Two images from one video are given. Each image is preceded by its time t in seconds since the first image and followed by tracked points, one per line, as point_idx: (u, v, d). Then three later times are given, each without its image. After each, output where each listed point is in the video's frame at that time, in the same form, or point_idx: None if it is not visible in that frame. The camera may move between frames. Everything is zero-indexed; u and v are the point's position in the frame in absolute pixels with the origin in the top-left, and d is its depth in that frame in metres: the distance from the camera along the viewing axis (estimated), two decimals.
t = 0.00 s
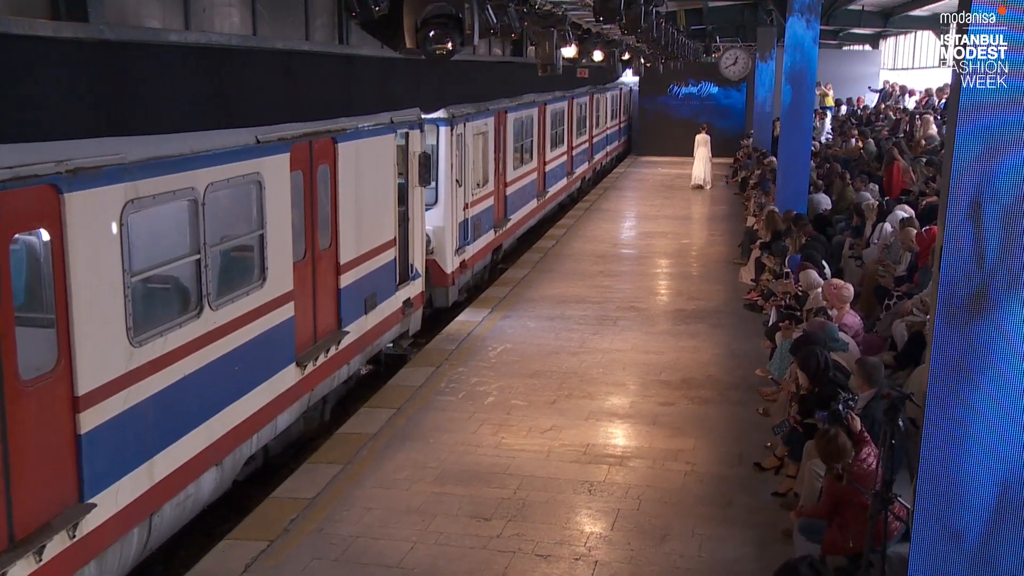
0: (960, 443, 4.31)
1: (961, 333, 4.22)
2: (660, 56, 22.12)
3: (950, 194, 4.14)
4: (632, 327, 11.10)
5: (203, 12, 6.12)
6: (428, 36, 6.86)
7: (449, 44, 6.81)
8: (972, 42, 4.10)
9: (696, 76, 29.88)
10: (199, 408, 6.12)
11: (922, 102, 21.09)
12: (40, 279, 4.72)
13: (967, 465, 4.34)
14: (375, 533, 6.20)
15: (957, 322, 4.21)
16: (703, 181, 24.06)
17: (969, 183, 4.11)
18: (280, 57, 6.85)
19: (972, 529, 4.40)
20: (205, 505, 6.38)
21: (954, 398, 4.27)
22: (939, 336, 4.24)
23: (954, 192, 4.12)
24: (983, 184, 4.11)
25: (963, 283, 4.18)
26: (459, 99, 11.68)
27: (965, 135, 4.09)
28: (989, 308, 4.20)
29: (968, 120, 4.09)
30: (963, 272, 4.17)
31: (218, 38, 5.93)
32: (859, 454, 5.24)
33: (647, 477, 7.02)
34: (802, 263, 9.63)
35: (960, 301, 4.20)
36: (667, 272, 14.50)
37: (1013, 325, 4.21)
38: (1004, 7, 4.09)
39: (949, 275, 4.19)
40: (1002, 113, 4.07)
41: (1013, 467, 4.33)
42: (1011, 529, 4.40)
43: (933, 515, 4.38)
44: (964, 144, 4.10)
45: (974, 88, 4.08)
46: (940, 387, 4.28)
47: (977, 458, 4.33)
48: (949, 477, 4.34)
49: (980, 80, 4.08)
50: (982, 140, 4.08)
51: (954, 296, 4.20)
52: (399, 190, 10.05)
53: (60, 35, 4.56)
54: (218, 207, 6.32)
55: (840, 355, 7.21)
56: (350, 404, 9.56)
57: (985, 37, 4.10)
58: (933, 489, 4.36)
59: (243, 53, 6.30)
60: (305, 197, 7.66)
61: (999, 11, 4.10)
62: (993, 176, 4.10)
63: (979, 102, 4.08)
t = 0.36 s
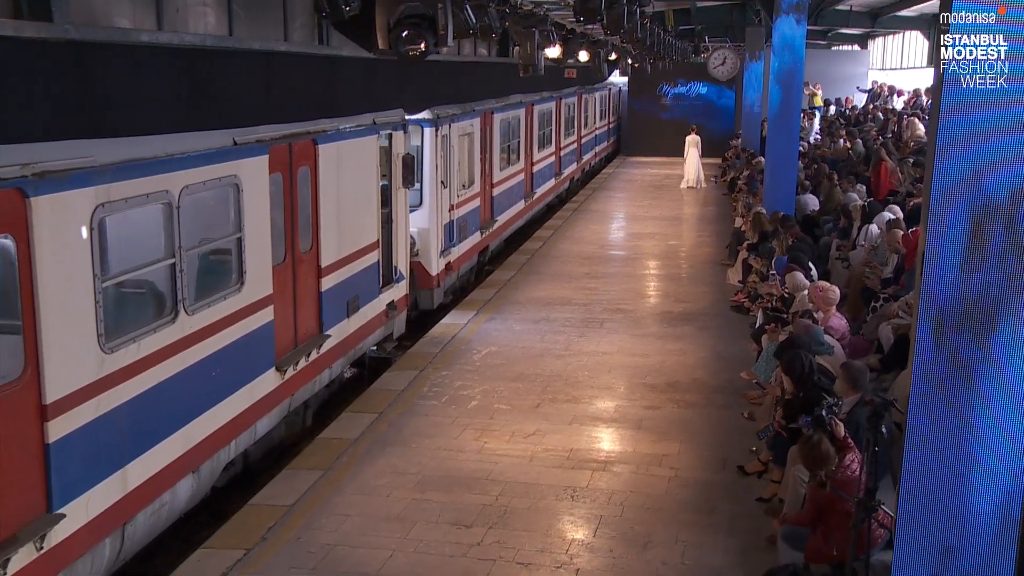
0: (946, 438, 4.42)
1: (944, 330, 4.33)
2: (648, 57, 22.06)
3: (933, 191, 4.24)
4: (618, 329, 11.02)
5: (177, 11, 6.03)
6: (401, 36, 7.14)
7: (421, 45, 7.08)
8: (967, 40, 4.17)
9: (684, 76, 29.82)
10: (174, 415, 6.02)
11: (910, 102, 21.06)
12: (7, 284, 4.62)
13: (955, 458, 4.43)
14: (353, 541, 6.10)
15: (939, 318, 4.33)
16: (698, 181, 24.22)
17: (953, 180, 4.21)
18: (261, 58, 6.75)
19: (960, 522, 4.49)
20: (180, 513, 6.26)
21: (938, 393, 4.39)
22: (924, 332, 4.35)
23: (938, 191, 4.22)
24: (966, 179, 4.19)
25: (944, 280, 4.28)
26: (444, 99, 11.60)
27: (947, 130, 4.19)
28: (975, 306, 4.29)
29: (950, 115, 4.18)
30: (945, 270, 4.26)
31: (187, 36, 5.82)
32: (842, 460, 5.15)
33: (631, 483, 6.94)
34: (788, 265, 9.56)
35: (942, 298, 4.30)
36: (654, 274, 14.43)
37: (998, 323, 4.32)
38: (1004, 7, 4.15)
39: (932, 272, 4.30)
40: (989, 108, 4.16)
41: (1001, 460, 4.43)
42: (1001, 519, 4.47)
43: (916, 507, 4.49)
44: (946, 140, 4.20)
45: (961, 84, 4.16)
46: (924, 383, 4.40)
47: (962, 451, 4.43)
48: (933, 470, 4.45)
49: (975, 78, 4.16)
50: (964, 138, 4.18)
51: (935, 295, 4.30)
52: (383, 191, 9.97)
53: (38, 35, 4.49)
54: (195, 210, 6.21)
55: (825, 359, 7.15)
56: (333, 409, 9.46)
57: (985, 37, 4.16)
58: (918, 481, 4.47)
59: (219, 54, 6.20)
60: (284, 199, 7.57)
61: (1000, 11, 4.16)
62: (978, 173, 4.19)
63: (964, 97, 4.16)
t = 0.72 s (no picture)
0: (928, 450, 4.41)
1: (928, 341, 4.32)
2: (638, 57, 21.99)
3: (917, 197, 4.26)
4: (607, 331, 10.94)
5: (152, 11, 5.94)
6: (377, 35, 6.77)
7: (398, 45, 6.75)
8: (967, 40, 4.20)
9: (676, 76, 29.75)
10: (151, 420, 5.91)
11: (901, 103, 21.02)
12: None
13: (937, 470, 4.43)
14: (335, 548, 6.01)
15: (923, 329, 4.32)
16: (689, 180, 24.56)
17: (935, 186, 4.23)
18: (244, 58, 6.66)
19: (941, 533, 4.49)
20: (159, 520, 6.15)
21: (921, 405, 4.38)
22: (907, 342, 4.34)
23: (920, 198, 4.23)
24: (949, 184, 4.22)
25: (927, 290, 4.28)
26: (432, 100, 11.52)
27: (933, 133, 4.22)
28: (967, 313, 4.27)
29: (942, 117, 4.22)
30: (927, 278, 4.27)
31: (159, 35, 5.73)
32: (827, 466, 5.05)
33: (617, 488, 6.87)
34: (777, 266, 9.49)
35: (925, 308, 4.30)
36: (644, 275, 14.35)
37: (989, 330, 4.30)
38: (1004, 9, 4.17)
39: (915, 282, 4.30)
40: (988, 107, 4.20)
41: (985, 469, 4.40)
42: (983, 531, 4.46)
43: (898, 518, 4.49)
44: (930, 143, 4.23)
45: (959, 84, 4.21)
46: (906, 395, 4.38)
47: (943, 463, 4.42)
48: (915, 482, 4.44)
49: (974, 78, 4.21)
50: (949, 141, 4.21)
51: (918, 304, 4.30)
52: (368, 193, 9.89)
53: (5, 34, 4.40)
54: (172, 212, 6.11)
55: (813, 361, 7.09)
56: (318, 412, 9.36)
57: (986, 37, 4.19)
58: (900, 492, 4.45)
59: (199, 54, 6.12)
60: (266, 201, 7.49)
61: (1000, 11, 4.18)
62: (962, 177, 4.21)
63: (961, 97, 4.20)
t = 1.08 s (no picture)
0: (917, 464, 4.64)
1: (913, 359, 4.55)
2: (633, 57, 21.91)
3: (903, 212, 4.47)
4: (599, 332, 10.86)
5: (134, 9, 5.84)
6: (355, 34, 6.69)
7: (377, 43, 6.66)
8: (967, 40, 4.33)
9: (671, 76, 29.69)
10: (134, 426, 5.82)
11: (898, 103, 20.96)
12: None
13: (927, 482, 4.65)
14: (320, 553, 5.93)
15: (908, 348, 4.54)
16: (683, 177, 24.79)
17: (920, 202, 4.44)
18: (223, 58, 6.64)
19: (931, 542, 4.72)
20: (143, 526, 6.06)
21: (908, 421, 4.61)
22: (894, 359, 4.58)
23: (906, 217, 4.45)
24: (934, 197, 4.43)
25: (913, 309, 4.50)
26: (423, 100, 11.45)
27: (918, 144, 4.42)
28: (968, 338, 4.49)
29: (934, 123, 4.40)
30: (915, 295, 4.48)
31: (138, 34, 5.64)
32: (818, 471, 4.98)
33: (607, 492, 6.79)
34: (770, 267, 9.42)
35: (911, 326, 4.51)
36: (638, 275, 14.27)
37: (987, 355, 4.51)
38: (1003, 8, 4.31)
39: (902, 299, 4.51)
40: (987, 106, 4.36)
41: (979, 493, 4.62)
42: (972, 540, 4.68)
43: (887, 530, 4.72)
44: (917, 154, 4.43)
45: (958, 84, 4.36)
46: (893, 412, 4.62)
47: (932, 476, 4.64)
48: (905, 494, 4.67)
49: (973, 78, 4.36)
50: (936, 152, 4.41)
51: (906, 322, 4.52)
52: (359, 193, 9.81)
53: None
54: (154, 214, 6.02)
55: (805, 364, 6.99)
56: (308, 414, 9.28)
57: (986, 37, 4.33)
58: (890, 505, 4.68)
59: (177, 55, 6.07)
60: (253, 203, 7.40)
61: (1000, 11, 4.32)
62: (946, 189, 4.41)
63: (959, 98, 4.36)
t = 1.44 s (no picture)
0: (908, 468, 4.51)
1: (903, 359, 4.43)
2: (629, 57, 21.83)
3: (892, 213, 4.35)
4: (593, 334, 10.79)
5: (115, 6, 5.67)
6: (336, 32, 6.49)
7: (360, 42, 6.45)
8: (968, 41, 4.19)
9: (668, 76, 29.63)
10: (116, 432, 5.73)
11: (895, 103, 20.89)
12: None
13: (918, 487, 4.53)
14: (307, 559, 5.86)
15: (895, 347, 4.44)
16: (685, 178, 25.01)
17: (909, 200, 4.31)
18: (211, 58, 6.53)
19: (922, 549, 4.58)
20: (127, 531, 5.97)
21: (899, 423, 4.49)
22: (883, 360, 4.44)
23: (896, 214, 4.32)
24: (924, 197, 4.30)
25: (903, 308, 4.37)
26: (416, 100, 11.36)
27: (909, 144, 4.28)
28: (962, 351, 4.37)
29: (926, 124, 4.26)
30: (903, 294, 4.36)
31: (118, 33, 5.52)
32: (809, 477, 4.92)
33: (598, 496, 6.72)
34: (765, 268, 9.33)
35: (901, 326, 4.39)
36: (634, 277, 14.20)
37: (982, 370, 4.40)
38: (1004, 8, 4.19)
39: (891, 297, 4.39)
40: (984, 108, 4.24)
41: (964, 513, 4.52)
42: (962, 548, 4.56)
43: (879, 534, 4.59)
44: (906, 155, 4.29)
45: (957, 84, 4.22)
46: (883, 413, 4.49)
47: (924, 481, 4.52)
48: (895, 498, 4.55)
49: (973, 78, 4.22)
50: (933, 156, 4.27)
51: (895, 323, 4.39)
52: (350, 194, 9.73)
53: None
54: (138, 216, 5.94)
55: (798, 366, 6.92)
56: (299, 417, 9.20)
57: (987, 37, 4.20)
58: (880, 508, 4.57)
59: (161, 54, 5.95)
60: (241, 204, 7.32)
61: (1000, 11, 4.19)
62: (936, 189, 4.29)
63: (956, 99, 4.22)
